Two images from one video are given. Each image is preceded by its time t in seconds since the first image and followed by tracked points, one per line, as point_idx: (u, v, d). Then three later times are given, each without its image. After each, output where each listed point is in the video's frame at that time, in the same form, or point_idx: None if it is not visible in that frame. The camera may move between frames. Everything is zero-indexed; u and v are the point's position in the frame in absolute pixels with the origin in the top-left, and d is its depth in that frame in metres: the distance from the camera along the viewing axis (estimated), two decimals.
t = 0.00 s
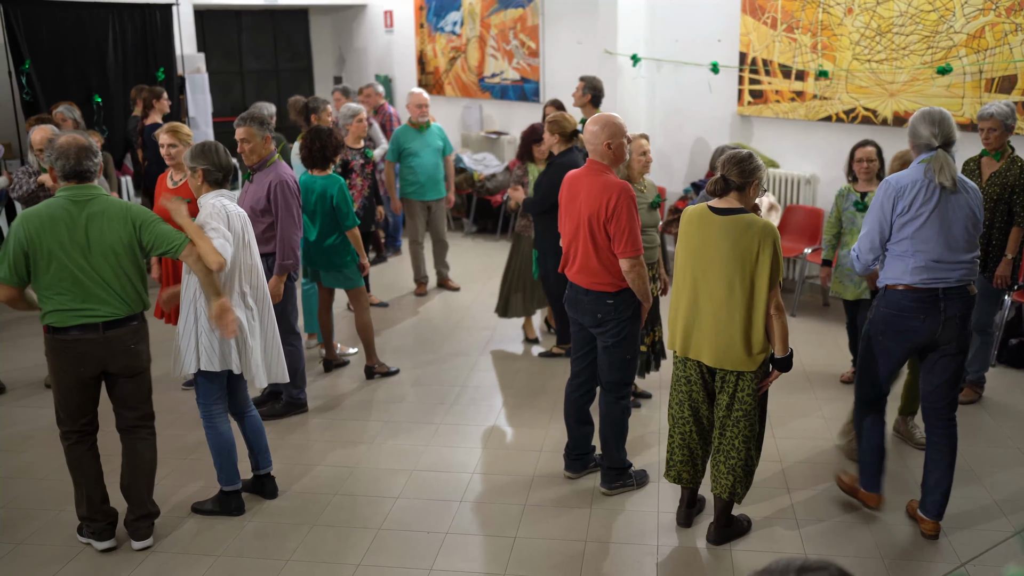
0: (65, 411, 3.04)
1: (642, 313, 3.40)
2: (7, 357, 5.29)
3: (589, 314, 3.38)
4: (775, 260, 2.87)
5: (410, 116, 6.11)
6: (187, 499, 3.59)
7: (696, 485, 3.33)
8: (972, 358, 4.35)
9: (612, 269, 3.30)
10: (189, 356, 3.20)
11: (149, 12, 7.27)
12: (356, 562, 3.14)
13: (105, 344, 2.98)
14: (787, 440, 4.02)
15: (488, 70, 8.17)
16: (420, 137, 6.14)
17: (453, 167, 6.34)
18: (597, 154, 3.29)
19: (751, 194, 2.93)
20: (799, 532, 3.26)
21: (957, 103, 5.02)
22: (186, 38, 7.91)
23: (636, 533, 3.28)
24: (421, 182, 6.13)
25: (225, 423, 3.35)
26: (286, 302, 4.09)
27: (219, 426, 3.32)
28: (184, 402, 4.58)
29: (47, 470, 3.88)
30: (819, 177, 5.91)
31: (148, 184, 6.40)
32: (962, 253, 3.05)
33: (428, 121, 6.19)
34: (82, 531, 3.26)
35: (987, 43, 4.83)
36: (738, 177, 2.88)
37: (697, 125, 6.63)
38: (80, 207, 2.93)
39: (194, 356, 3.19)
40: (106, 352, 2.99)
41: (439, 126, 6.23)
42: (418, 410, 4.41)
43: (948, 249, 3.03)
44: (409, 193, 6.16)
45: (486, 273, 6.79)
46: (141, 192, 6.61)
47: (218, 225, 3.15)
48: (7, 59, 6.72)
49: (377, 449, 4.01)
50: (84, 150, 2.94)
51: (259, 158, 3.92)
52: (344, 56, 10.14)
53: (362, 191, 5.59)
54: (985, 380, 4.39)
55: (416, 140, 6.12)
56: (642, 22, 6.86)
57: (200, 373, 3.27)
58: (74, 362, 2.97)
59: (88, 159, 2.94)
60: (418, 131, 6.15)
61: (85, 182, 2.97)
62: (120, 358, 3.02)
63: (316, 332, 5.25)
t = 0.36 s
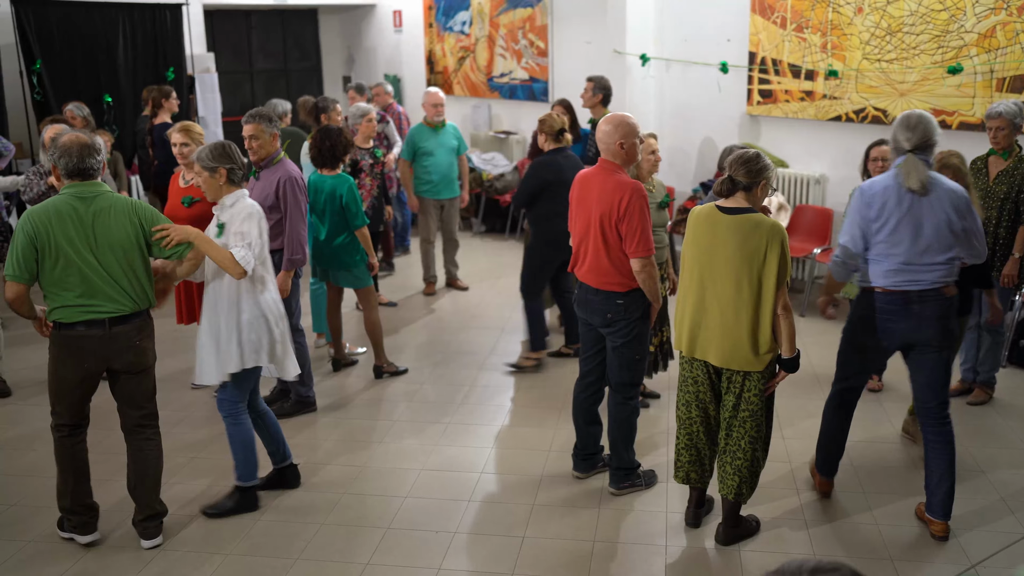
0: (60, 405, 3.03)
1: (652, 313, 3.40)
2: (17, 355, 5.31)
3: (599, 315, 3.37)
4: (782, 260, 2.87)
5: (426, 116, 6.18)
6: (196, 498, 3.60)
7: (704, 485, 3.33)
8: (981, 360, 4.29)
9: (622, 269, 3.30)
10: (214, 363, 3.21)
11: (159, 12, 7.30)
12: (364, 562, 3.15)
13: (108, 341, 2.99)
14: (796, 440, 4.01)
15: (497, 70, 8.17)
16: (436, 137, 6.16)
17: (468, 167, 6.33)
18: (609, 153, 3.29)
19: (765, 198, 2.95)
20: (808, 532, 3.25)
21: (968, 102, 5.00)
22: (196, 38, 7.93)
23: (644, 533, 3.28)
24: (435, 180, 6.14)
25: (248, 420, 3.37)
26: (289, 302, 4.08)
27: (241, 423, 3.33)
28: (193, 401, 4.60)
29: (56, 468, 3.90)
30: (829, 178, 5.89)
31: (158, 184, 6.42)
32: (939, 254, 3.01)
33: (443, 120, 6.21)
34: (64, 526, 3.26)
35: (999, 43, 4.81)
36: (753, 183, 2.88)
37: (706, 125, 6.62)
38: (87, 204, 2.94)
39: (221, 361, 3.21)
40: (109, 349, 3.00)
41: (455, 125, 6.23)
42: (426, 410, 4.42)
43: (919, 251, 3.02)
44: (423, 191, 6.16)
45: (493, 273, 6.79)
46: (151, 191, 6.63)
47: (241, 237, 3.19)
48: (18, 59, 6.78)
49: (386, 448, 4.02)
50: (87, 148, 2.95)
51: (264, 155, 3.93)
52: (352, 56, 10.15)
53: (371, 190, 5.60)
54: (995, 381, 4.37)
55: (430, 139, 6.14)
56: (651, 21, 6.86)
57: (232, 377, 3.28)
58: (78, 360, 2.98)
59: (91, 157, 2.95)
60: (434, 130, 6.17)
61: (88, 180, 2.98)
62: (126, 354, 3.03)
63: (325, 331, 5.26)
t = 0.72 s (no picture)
0: (66, 405, 3.05)
1: (662, 313, 3.40)
2: (28, 353, 5.34)
3: (611, 314, 3.37)
4: (791, 260, 2.86)
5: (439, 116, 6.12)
6: (205, 496, 3.62)
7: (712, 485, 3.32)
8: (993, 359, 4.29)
9: (634, 269, 3.29)
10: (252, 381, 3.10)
11: (169, 13, 7.34)
12: (373, 561, 3.15)
13: (105, 337, 3.04)
14: (806, 441, 4.00)
15: (507, 70, 8.17)
16: (450, 137, 6.14)
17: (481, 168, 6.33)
18: (622, 153, 3.29)
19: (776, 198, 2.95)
20: (817, 533, 3.24)
21: (978, 102, 4.98)
22: (207, 38, 7.97)
23: (652, 533, 3.28)
24: (447, 180, 6.15)
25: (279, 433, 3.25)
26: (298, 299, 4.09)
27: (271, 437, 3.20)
28: (203, 399, 4.62)
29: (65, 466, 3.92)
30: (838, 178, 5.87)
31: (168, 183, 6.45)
32: (888, 244, 3.09)
33: (457, 120, 6.19)
34: (77, 529, 3.28)
35: (1010, 43, 4.79)
36: (760, 185, 2.88)
37: (715, 125, 6.62)
38: (73, 205, 2.95)
39: (254, 378, 3.09)
40: (108, 346, 3.05)
41: (469, 124, 6.23)
42: (435, 409, 4.43)
43: (871, 238, 3.12)
44: (435, 191, 6.18)
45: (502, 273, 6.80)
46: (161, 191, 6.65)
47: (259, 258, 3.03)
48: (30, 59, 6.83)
49: (395, 447, 4.02)
50: (68, 150, 2.94)
51: (272, 154, 3.97)
52: (362, 56, 10.17)
53: (381, 190, 5.61)
54: (1006, 383, 4.36)
55: (443, 139, 6.13)
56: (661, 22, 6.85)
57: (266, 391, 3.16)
58: (76, 358, 3.00)
59: (71, 159, 2.94)
60: (447, 130, 6.16)
61: (76, 181, 2.98)
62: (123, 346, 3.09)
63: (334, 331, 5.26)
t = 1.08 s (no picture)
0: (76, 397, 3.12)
1: (675, 313, 3.39)
2: (40, 351, 5.37)
3: (624, 313, 3.37)
4: (804, 260, 2.86)
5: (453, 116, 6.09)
6: (215, 494, 3.63)
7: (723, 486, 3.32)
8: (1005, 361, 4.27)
9: (646, 268, 3.29)
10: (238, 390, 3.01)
11: (181, 13, 7.37)
12: (382, 560, 3.16)
13: (103, 327, 3.09)
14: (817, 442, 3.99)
15: (517, 70, 8.17)
16: (462, 137, 6.16)
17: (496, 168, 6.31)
18: (633, 153, 3.29)
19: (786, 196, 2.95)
20: (827, 535, 3.23)
21: (991, 102, 4.95)
22: (218, 38, 7.99)
23: (662, 534, 3.27)
24: (460, 180, 6.15)
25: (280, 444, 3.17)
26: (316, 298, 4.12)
27: (288, 442, 3.18)
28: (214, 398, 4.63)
29: (77, 464, 3.94)
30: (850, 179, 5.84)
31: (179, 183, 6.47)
32: (852, 237, 3.25)
33: (470, 119, 6.16)
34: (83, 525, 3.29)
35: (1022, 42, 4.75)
36: (768, 184, 2.88)
37: (725, 125, 6.61)
38: (98, 201, 3.01)
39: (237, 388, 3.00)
40: (108, 335, 3.10)
41: (482, 124, 6.21)
42: (444, 409, 4.43)
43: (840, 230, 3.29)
44: (449, 190, 6.19)
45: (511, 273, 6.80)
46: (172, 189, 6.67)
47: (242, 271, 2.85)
48: (43, 59, 6.86)
49: (403, 447, 4.03)
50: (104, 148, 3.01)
51: (285, 153, 3.99)
52: (373, 56, 10.19)
53: (391, 190, 5.61)
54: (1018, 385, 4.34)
55: (456, 139, 6.15)
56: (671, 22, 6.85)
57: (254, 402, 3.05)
58: (94, 345, 3.10)
59: (103, 157, 3.00)
60: (460, 130, 6.15)
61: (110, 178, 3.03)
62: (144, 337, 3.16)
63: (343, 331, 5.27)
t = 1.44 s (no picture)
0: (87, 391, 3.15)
1: (684, 312, 3.38)
2: (49, 350, 5.39)
3: (632, 312, 3.36)
4: (814, 260, 2.84)
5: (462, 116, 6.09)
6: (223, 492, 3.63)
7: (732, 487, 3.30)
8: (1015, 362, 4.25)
9: (656, 268, 3.29)
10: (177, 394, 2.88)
11: (191, 12, 7.40)
12: (389, 559, 3.15)
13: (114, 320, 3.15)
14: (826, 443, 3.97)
15: (526, 69, 8.17)
16: (472, 137, 6.15)
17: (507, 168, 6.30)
18: (643, 152, 3.29)
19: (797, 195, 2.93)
20: (836, 536, 3.22)
21: (1002, 102, 4.92)
22: (227, 37, 8.02)
23: (670, 534, 3.26)
24: (468, 181, 6.17)
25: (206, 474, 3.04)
26: (333, 298, 4.16)
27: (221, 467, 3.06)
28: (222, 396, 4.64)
29: (87, 462, 3.95)
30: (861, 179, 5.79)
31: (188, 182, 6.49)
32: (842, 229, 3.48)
33: (481, 119, 6.15)
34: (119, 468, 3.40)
35: None
36: (778, 184, 2.86)
37: (733, 125, 6.59)
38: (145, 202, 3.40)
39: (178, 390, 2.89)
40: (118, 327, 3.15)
41: (493, 124, 6.19)
42: (452, 408, 4.43)
43: (835, 223, 3.52)
44: (460, 189, 6.22)
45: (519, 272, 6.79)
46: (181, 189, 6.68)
47: (195, 285, 2.72)
48: (54, 59, 6.89)
49: (411, 446, 4.03)
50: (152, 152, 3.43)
51: (305, 152, 3.99)
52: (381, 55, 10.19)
53: (399, 190, 5.61)
54: None
55: (466, 138, 6.14)
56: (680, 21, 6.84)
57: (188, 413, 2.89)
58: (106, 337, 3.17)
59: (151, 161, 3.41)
60: (470, 130, 6.14)
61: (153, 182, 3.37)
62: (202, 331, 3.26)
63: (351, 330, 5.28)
